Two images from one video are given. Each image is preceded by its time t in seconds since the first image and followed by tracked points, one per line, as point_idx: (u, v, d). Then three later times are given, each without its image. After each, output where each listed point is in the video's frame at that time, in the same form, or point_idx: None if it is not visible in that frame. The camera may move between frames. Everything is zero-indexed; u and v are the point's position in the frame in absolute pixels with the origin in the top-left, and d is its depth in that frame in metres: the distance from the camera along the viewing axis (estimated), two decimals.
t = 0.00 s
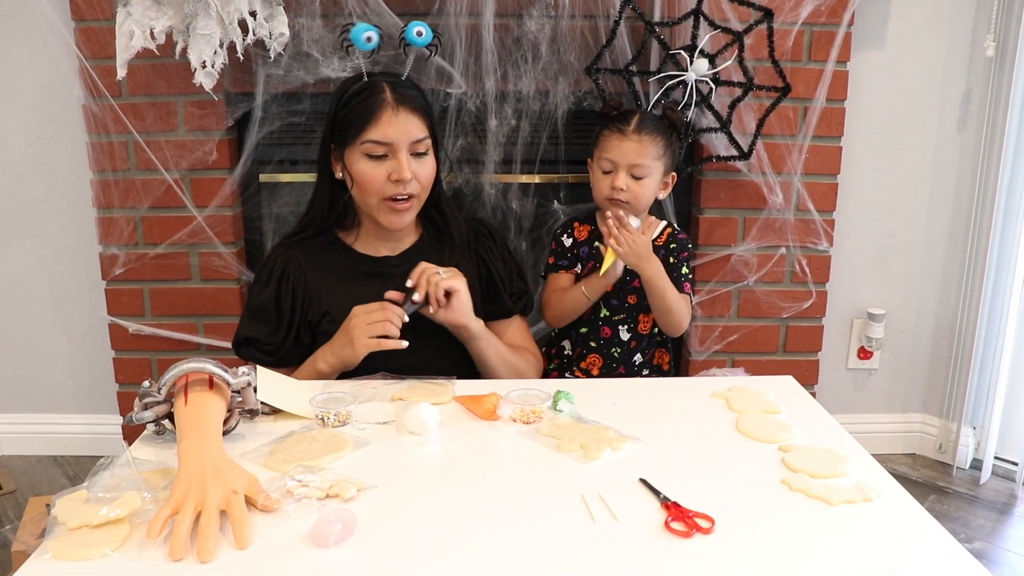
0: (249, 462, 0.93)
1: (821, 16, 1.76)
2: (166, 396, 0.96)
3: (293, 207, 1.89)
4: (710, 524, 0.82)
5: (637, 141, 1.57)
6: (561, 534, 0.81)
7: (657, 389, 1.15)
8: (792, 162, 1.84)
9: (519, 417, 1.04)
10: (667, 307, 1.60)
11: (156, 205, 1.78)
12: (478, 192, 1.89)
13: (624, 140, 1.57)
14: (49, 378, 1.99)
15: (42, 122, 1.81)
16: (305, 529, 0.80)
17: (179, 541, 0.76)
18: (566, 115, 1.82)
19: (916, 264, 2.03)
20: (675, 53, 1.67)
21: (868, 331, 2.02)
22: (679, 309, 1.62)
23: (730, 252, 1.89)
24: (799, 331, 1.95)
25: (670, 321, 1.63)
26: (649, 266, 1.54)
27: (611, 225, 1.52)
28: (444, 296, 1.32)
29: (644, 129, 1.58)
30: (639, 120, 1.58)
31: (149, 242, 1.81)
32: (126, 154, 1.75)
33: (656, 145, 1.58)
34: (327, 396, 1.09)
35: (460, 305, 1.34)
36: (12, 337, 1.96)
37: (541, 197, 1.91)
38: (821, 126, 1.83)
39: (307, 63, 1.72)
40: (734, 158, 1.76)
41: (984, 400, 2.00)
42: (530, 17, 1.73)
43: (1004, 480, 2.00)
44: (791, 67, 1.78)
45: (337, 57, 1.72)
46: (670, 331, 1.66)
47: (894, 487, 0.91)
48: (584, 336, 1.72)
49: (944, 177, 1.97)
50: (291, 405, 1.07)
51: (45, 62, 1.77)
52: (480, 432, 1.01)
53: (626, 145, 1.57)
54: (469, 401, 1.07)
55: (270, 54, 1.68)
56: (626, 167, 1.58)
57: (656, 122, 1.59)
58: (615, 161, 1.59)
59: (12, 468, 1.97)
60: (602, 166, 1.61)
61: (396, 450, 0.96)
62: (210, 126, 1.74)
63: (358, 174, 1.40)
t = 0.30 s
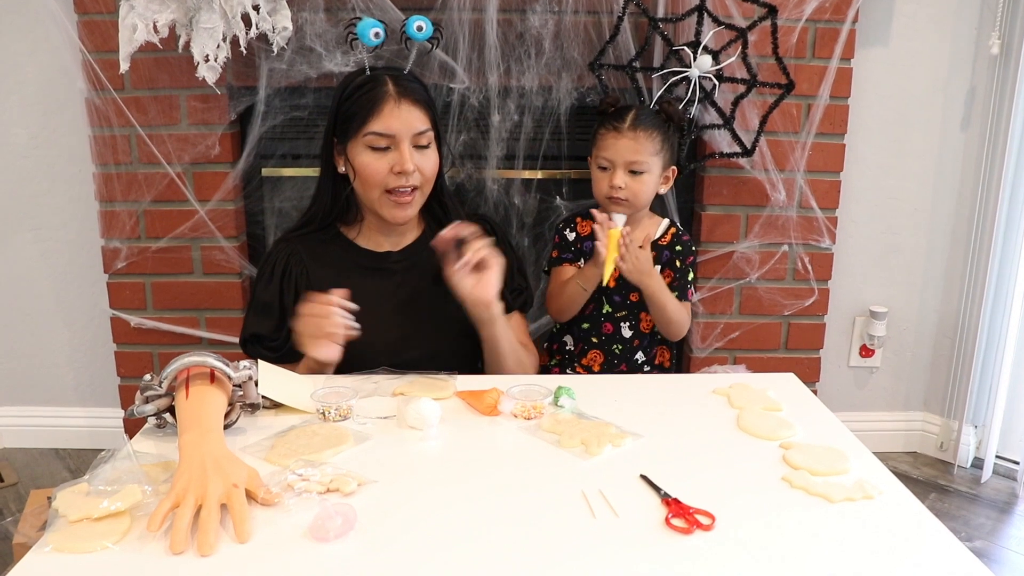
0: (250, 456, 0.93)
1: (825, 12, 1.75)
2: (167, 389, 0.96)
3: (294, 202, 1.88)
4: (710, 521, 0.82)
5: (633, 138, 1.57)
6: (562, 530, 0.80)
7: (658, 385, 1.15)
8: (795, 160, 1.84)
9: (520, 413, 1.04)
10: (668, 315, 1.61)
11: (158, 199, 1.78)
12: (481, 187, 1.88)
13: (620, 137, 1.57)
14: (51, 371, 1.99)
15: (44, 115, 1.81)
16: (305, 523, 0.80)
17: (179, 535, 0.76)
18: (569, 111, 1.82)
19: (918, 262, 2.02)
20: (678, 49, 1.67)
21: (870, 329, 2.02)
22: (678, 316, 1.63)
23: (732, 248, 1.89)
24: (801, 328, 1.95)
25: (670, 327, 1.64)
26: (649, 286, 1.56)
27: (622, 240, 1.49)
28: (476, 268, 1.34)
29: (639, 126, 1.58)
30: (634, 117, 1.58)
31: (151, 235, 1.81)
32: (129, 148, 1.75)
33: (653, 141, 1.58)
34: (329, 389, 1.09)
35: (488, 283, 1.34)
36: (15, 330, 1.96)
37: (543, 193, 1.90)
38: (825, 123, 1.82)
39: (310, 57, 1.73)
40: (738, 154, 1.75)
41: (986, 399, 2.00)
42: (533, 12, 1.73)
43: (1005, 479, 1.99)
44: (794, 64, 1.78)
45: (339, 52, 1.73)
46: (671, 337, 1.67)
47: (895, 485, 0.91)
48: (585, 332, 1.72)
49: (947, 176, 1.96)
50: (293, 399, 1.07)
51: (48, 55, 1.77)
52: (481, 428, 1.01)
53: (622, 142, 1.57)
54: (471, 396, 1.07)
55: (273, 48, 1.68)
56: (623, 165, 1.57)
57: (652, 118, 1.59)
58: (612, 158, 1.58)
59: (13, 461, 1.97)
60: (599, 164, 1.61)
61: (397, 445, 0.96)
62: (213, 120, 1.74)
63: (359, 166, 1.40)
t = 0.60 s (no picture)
0: (251, 454, 0.93)
1: (825, 8, 1.75)
2: (167, 387, 0.96)
3: (294, 199, 1.88)
4: (711, 518, 0.82)
5: (627, 136, 1.57)
6: (563, 527, 0.80)
7: (659, 382, 1.15)
8: (795, 155, 1.84)
9: (520, 409, 1.04)
10: (669, 308, 1.61)
11: (158, 196, 1.78)
12: (481, 184, 1.88)
13: (614, 136, 1.57)
14: (52, 369, 1.99)
15: (45, 113, 1.81)
16: (306, 521, 0.80)
17: (180, 532, 0.76)
18: (569, 107, 1.81)
19: (919, 257, 2.02)
20: (678, 46, 1.67)
21: (872, 324, 2.02)
22: (682, 309, 1.63)
23: (733, 244, 1.89)
24: (802, 324, 1.95)
25: (670, 321, 1.64)
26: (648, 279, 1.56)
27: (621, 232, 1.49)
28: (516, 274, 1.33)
29: (632, 123, 1.57)
30: (628, 114, 1.58)
31: (151, 233, 1.80)
32: (129, 146, 1.75)
33: (647, 137, 1.57)
34: (330, 387, 1.09)
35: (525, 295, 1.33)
36: (16, 328, 1.96)
37: (544, 189, 1.90)
38: (825, 119, 1.82)
39: (309, 54, 1.73)
40: (738, 150, 1.75)
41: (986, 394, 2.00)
42: (533, 9, 1.73)
43: (1006, 474, 1.99)
44: (795, 59, 1.78)
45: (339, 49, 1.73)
46: (673, 331, 1.67)
47: (895, 480, 0.90)
48: (586, 326, 1.72)
49: (948, 171, 1.96)
50: (294, 397, 1.07)
51: (47, 52, 1.77)
52: (481, 424, 1.01)
53: (616, 141, 1.57)
54: (472, 393, 1.07)
55: (272, 45, 1.68)
56: (618, 164, 1.58)
57: (647, 116, 1.59)
58: (607, 157, 1.59)
59: (14, 459, 1.97)
60: (596, 162, 1.61)
61: (397, 443, 0.96)
62: (212, 118, 1.74)
63: (351, 161, 1.41)
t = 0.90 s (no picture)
0: (251, 453, 0.93)
1: (826, 5, 1.75)
2: (168, 386, 0.96)
3: (295, 198, 1.88)
4: (712, 516, 0.82)
5: (629, 134, 1.57)
6: (564, 525, 0.80)
7: (660, 380, 1.15)
8: (796, 153, 1.83)
9: (521, 408, 1.04)
10: (673, 304, 1.61)
11: (159, 195, 1.78)
12: (482, 183, 1.88)
13: (616, 134, 1.57)
14: (52, 368, 1.99)
15: (45, 112, 1.81)
16: (307, 519, 0.80)
17: (181, 530, 0.76)
18: (569, 105, 1.81)
19: (919, 255, 2.02)
20: (678, 44, 1.67)
21: (872, 322, 2.02)
22: (684, 306, 1.63)
23: (734, 242, 1.89)
24: (802, 322, 1.94)
25: (675, 317, 1.64)
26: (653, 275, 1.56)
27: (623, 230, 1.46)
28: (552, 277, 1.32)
29: (635, 124, 1.57)
30: (629, 112, 1.58)
31: (151, 232, 1.80)
32: (129, 144, 1.75)
33: (648, 137, 1.57)
34: (331, 385, 1.09)
35: (556, 304, 1.31)
36: (17, 327, 1.97)
37: (544, 187, 1.89)
38: (826, 117, 1.82)
39: (310, 53, 1.73)
40: (739, 148, 1.75)
41: (987, 392, 2.00)
42: (533, 7, 1.73)
43: (1007, 472, 1.99)
44: (795, 57, 1.77)
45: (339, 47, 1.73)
46: (677, 328, 1.67)
47: (896, 479, 0.90)
48: (587, 325, 1.72)
49: (948, 169, 1.96)
50: (294, 395, 1.07)
51: (47, 51, 1.77)
52: (481, 423, 1.01)
53: (618, 139, 1.57)
54: (472, 391, 1.07)
55: (273, 43, 1.68)
56: (619, 162, 1.58)
57: (649, 113, 1.58)
58: (608, 155, 1.59)
59: (15, 458, 1.97)
60: (597, 161, 1.61)
61: (397, 441, 0.96)
62: (213, 116, 1.74)
63: (354, 158, 1.40)
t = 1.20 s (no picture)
0: (252, 452, 0.93)
1: (826, 4, 1.74)
2: (169, 385, 0.96)
3: (295, 197, 1.88)
4: (712, 515, 0.82)
5: (634, 132, 1.57)
6: (564, 524, 0.80)
7: (660, 379, 1.15)
8: (796, 152, 1.83)
9: (521, 407, 1.04)
10: (675, 306, 1.61)
11: (159, 194, 1.78)
12: (482, 182, 1.88)
13: (621, 132, 1.57)
14: (52, 367, 1.99)
15: (45, 111, 1.81)
16: (308, 519, 0.80)
17: (182, 530, 0.76)
18: (569, 104, 1.81)
19: (919, 254, 2.02)
20: (679, 42, 1.66)
21: (873, 321, 2.01)
22: (685, 307, 1.64)
23: (734, 240, 1.88)
24: (803, 320, 1.94)
25: (676, 318, 1.64)
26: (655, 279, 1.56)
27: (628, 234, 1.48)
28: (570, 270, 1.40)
29: (643, 119, 1.57)
30: (635, 110, 1.58)
31: (152, 231, 1.80)
32: (129, 143, 1.75)
33: (653, 134, 1.58)
34: (331, 385, 1.10)
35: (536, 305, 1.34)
36: (17, 326, 1.97)
37: (545, 185, 1.89)
38: (827, 116, 1.81)
39: (310, 52, 1.73)
40: (739, 147, 1.75)
41: (987, 391, 1.99)
42: (534, 5, 1.73)
43: (1007, 470, 1.99)
44: (795, 56, 1.77)
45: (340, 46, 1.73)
46: (676, 328, 1.67)
47: (897, 477, 0.90)
48: (588, 325, 1.72)
49: (948, 168, 1.96)
50: (295, 395, 1.06)
51: (47, 50, 1.77)
52: (481, 422, 1.01)
53: (623, 136, 1.57)
54: (472, 390, 1.07)
55: (273, 43, 1.68)
56: (624, 159, 1.58)
57: (653, 111, 1.58)
58: (613, 153, 1.59)
59: (15, 457, 1.97)
60: (601, 159, 1.61)
61: (398, 440, 0.96)
62: (213, 115, 1.74)
63: (366, 161, 1.40)
